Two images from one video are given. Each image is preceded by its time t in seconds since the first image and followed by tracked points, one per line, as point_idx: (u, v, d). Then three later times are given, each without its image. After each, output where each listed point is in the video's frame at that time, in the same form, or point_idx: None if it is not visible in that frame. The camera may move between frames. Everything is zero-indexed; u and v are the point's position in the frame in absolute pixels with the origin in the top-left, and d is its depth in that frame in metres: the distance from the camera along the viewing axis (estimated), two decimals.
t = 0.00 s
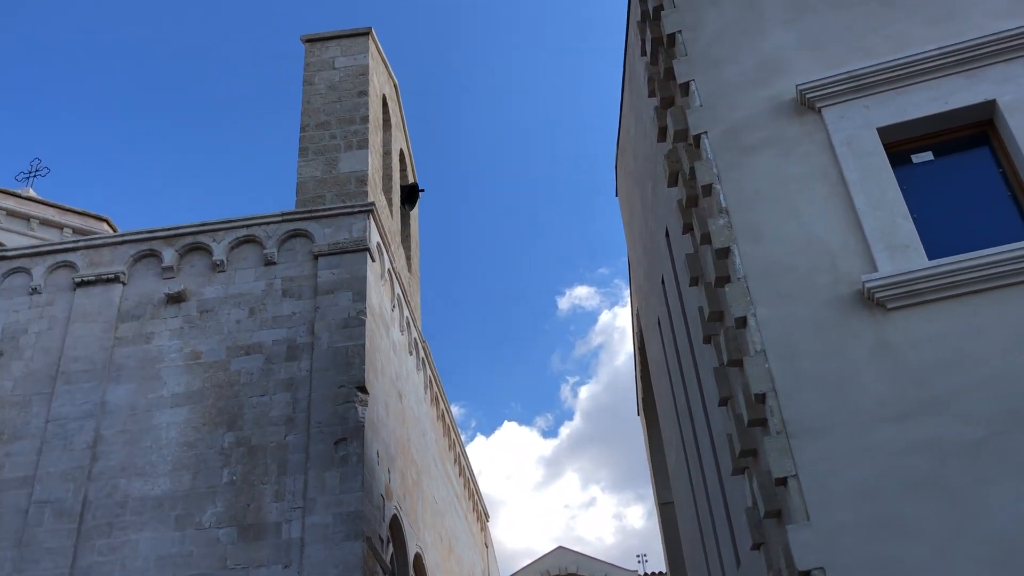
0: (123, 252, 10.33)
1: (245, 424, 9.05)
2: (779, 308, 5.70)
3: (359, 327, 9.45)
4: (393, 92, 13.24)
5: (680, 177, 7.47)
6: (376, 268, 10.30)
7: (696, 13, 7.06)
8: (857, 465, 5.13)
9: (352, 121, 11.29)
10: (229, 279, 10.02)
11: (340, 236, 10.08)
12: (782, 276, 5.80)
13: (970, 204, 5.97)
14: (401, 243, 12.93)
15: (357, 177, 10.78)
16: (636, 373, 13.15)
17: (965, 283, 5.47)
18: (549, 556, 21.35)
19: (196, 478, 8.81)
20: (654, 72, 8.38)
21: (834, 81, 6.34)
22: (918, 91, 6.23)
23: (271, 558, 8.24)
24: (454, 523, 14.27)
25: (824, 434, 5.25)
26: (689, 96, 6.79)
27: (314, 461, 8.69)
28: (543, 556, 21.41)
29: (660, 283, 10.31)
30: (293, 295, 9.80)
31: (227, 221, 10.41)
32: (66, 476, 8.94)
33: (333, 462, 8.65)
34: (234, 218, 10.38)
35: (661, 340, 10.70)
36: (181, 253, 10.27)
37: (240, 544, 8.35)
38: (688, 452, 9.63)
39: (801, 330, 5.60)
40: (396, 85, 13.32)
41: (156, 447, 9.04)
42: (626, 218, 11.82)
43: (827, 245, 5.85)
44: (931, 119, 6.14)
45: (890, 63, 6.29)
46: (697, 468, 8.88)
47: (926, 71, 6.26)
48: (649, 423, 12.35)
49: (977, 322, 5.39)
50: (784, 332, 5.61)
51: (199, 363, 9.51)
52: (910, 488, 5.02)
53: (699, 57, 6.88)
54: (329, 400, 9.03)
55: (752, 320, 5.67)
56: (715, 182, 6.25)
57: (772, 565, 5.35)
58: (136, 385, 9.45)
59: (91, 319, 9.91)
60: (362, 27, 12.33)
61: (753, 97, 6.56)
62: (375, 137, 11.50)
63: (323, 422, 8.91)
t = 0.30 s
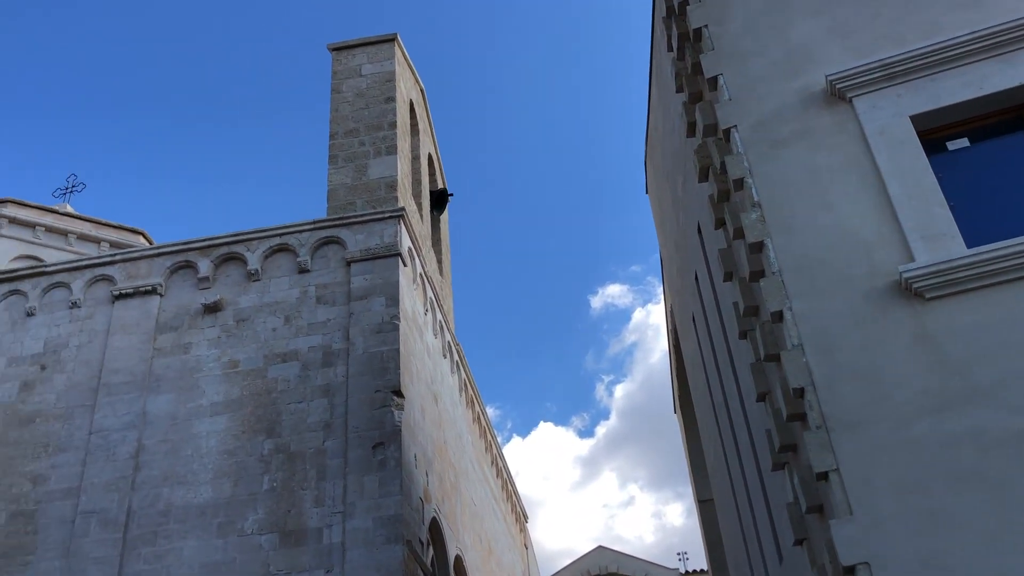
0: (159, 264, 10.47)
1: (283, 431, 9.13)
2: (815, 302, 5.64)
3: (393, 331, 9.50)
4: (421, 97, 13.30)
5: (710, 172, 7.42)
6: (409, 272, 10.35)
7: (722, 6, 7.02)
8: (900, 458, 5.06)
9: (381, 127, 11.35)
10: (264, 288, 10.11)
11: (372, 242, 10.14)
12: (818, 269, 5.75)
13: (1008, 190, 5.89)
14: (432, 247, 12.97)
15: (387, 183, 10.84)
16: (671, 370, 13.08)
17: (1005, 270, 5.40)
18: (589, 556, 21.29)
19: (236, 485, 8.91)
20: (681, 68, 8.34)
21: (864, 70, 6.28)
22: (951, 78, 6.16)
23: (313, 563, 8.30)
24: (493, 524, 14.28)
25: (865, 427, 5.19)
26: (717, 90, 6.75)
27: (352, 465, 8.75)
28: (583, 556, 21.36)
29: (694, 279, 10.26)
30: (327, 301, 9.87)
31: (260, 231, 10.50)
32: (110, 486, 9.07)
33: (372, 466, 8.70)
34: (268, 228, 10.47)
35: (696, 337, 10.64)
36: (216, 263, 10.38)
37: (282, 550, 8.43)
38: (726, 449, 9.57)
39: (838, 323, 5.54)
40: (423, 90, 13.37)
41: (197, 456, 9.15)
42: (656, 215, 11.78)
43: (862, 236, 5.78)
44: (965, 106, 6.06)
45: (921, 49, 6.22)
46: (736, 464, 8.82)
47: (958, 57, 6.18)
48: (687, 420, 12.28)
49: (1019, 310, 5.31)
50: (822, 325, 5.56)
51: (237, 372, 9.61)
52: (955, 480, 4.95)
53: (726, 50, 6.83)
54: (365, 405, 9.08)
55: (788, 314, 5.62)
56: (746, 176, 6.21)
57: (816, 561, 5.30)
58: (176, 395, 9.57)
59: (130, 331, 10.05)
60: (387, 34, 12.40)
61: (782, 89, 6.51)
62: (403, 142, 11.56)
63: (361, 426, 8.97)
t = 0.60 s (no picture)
0: (193, 273, 10.57)
1: (320, 435, 9.18)
2: (850, 291, 5.57)
3: (425, 333, 9.52)
4: (446, 99, 13.31)
5: (740, 163, 7.36)
6: (439, 274, 10.36)
7: None
8: (942, 447, 4.98)
9: (407, 130, 11.37)
10: (296, 293, 10.18)
11: (402, 245, 10.17)
12: (852, 257, 5.67)
13: None
14: (462, 247, 12.98)
15: (415, 186, 10.86)
16: (706, 364, 12.99)
17: None
18: (629, 553, 21.19)
19: (275, 490, 8.96)
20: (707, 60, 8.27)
21: (893, 55, 6.20)
22: (983, 59, 6.06)
23: (353, 565, 8.34)
24: (531, 523, 14.28)
25: (906, 417, 5.11)
26: (744, 80, 6.69)
27: (389, 468, 8.78)
28: (623, 553, 21.25)
29: (726, 272, 10.18)
30: (358, 305, 9.91)
31: (291, 237, 10.57)
32: (151, 494, 9.17)
33: (408, 468, 8.72)
34: (298, 233, 10.53)
35: (730, 330, 10.55)
36: (249, 270, 10.46)
37: (322, 554, 8.48)
38: (764, 442, 9.49)
39: (875, 311, 5.47)
40: (448, 91, 13.38)
41: (236, 462, 9.23)
42: (686, 209, 11.70)
43: (896, 222, 5.70)
44: (998, 87, 5.96)
45: (950, 32, 6.14)
46: (775, 457, 8.74)
47: (989, 38, 6.09)
48: (723, 414, 12.19)
49: None
50: (858, 314, 5.48)
51: (272, 377, 9.67)
52: (999, 468, 4.86)
53: (751, 39, 6.76)
54: (400, 408, 9.11)
55: (824, 304, 5.55)
56: (777, 166, 6.14)
57: (859, 554, 5.21)
58: (213, 402, 9.66)
59: (166, 340, 10.15)
60: (411, 37, 12.42)
61: (810, 76, 6.43)
62: (429, 144, 11.58)
63: (396, 428, 9.00)
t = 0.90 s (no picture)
0: (223, 281, 10.67)
1: (353, 438, 9.24)
2: (881, 279, 5.52)
3: (454, 334, 9.55)
4: (467, 100, 13.34)
5: (765, 153, 7.31)
6: (466, 275, 10.39)
7: None
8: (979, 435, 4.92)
9: (430, 132, 11.40)
10: (325, 298, 10.24)
11: (428, 247, 10.20)
12: (883, 245, 5.62)
13: None
14: (487, 248, 13.00)
15: (439, 187, 10.89)
16: (737, 357, 12.92)
17: None
18: (664, 550, 21.09)
19: (310, 494, 9.03)
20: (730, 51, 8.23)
21: (919, 38, 6.15)
22: (1010, 40, 6.01)
23: (390, 567, 8.38)
24: (566, 522, 14.28)
25: (941, 405, 5.06)
26: (766, 70, 6.66)
27: (422, 469, 8.81)
28: (658, 549, 21.13)
29: (754, 263, 10.11)
30: (387, 308, 9.96)
31: (319, 242, 10.64)
32: (188, 501, 9.28)
33: (441, 469, 8.76)
34: (326, 239, 10.60)
35: (760, 322, 10.49)
36: (278, 277, 10.55)
37: (359, 556, 8.53)
38: (798, 434, 9.42)
39: (907, 299, 5.41)
40: (470, 92, 13.41)
41: (271, 467, 9.31)
42: (712, 202, 11.64)
43: (926, 208, 5.65)
44: None
45: (975, 14, 6.10)
46: (809, 449, 8.67)
47: (1016, 19, 6.04)
48: (755, 407, 12.11)
49: None
50: (889, 302, 5.43)
51: (304, 382, 9.75)
52: None
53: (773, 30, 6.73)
54: (431, 409, 9.14)
55: (855, 293, 5.50)
56: (802, 155, 6.10)
57: (897, 545, 5.16)
58: (247, 408, 9.75)
59: (199, 348, 10.26)
60: (431, 39, 12.45)
61: (834, 64, 6.39)
62: (453, 146, 11.60)
63: (428, 430, 9.03)
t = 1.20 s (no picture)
0: (250, 290, 10.74)
1: (382, 443, 9.26)
2: (909, 270, 5.48)
3: (480, 337, 9.56)
4: (488, 103, 13.35)
5: (788, 148, 7.26)
6: (490, 277, 10.39)
7: None
8: (1015, 425, 4.87)
9: (451, 136, 11.42)
10: (351, 304, 10.28)
11: (452, 250, 10.22)
12: (911, 236, 5.58)
13: None
14: (511, 250, 13.01)
15: (462, 191, 10.91)
16: (765, 353, 12.82)
17: None
18: (697, 549, 20.82)
19: (342, 500, 9.07)
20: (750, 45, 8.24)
21: (940, 27, 6.17)
22: None
23: (422, 571, 8.39)
24: (598, 522, 14.23)
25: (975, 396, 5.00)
26: (788, 63, 6.68)
27: (452, 472, 8.83)
28: (692, 549, 20.95)
29: (781, 258, 10.04)
30: (413, 313, 9.99)
31: (343, 249, 10.69)
32: (221, 509, 9.34)
33: (471, 472, 8.77)
34: (350, 245, 10.65)
35: (788, 317, 10.41)
36: (304, 284, 10.60)
37: (392, 561, 8.55)
38: (830, 429, 9.33)
39: (937, 289, 5.37)
40: (489, 95, 13.42)
41: (302, 473, 9.35)
42: (736, 197, 11.57)
43: (955, 197, 5.63)
44: None
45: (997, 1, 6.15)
46: (842, 445, 8.59)
47: None
48: (786, 403, 12.01)
49: None
50: (919, 294, 5.39)
51: (332, 389, 9.79)
52: None
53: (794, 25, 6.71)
54: (459, 412, 9.15)
55: (884, 285, 5.45)
56: (826, 148, 6.07)
57: (933, 540, 5.08)
58: (277, 416, 9.80)
59: (228, 357, 10.34)
60: (450, 43, 12.47)
61: (856, 55, 6.40)
62: (474, 149, 11.61)
63: (457, 433, 9.05)
